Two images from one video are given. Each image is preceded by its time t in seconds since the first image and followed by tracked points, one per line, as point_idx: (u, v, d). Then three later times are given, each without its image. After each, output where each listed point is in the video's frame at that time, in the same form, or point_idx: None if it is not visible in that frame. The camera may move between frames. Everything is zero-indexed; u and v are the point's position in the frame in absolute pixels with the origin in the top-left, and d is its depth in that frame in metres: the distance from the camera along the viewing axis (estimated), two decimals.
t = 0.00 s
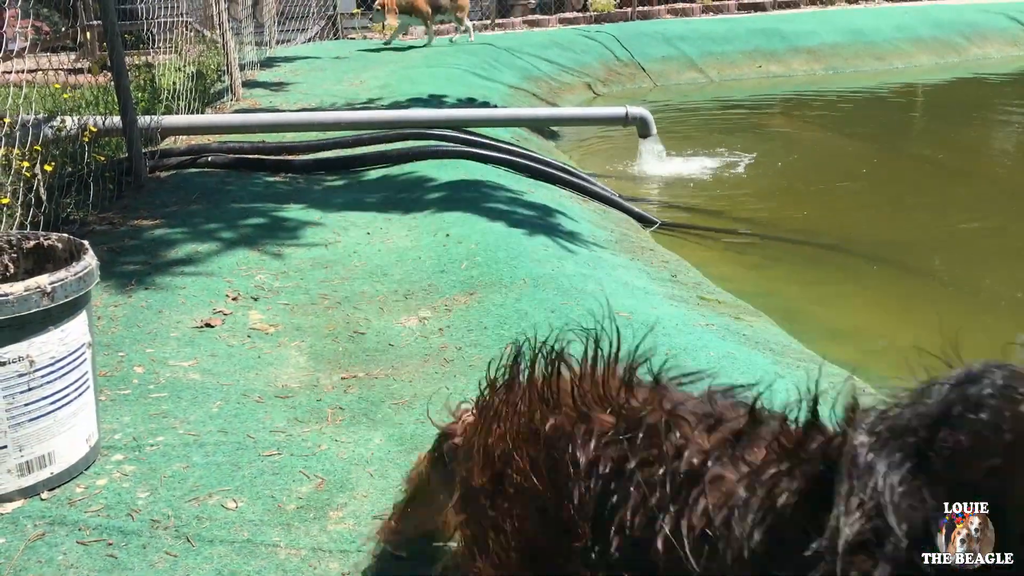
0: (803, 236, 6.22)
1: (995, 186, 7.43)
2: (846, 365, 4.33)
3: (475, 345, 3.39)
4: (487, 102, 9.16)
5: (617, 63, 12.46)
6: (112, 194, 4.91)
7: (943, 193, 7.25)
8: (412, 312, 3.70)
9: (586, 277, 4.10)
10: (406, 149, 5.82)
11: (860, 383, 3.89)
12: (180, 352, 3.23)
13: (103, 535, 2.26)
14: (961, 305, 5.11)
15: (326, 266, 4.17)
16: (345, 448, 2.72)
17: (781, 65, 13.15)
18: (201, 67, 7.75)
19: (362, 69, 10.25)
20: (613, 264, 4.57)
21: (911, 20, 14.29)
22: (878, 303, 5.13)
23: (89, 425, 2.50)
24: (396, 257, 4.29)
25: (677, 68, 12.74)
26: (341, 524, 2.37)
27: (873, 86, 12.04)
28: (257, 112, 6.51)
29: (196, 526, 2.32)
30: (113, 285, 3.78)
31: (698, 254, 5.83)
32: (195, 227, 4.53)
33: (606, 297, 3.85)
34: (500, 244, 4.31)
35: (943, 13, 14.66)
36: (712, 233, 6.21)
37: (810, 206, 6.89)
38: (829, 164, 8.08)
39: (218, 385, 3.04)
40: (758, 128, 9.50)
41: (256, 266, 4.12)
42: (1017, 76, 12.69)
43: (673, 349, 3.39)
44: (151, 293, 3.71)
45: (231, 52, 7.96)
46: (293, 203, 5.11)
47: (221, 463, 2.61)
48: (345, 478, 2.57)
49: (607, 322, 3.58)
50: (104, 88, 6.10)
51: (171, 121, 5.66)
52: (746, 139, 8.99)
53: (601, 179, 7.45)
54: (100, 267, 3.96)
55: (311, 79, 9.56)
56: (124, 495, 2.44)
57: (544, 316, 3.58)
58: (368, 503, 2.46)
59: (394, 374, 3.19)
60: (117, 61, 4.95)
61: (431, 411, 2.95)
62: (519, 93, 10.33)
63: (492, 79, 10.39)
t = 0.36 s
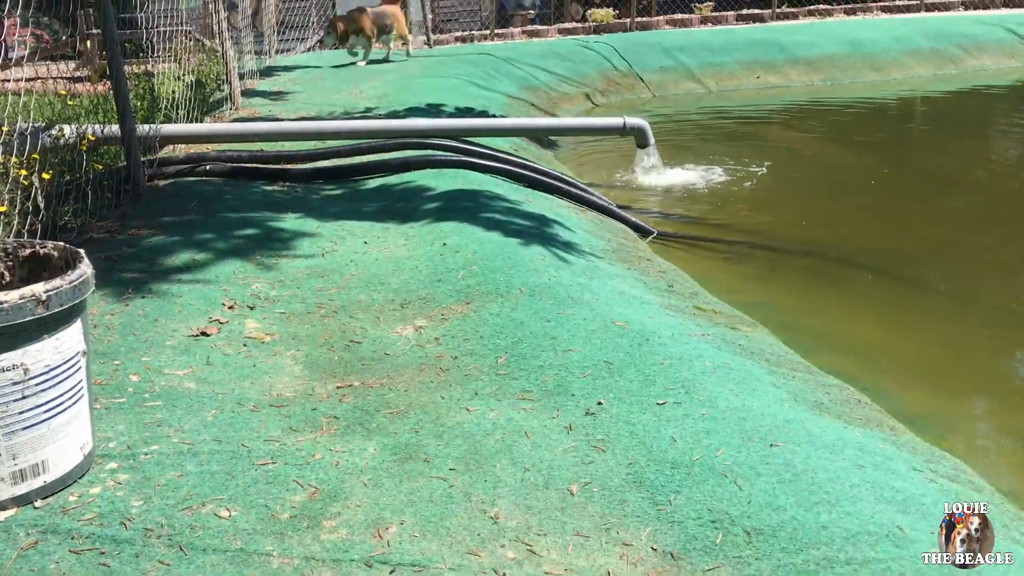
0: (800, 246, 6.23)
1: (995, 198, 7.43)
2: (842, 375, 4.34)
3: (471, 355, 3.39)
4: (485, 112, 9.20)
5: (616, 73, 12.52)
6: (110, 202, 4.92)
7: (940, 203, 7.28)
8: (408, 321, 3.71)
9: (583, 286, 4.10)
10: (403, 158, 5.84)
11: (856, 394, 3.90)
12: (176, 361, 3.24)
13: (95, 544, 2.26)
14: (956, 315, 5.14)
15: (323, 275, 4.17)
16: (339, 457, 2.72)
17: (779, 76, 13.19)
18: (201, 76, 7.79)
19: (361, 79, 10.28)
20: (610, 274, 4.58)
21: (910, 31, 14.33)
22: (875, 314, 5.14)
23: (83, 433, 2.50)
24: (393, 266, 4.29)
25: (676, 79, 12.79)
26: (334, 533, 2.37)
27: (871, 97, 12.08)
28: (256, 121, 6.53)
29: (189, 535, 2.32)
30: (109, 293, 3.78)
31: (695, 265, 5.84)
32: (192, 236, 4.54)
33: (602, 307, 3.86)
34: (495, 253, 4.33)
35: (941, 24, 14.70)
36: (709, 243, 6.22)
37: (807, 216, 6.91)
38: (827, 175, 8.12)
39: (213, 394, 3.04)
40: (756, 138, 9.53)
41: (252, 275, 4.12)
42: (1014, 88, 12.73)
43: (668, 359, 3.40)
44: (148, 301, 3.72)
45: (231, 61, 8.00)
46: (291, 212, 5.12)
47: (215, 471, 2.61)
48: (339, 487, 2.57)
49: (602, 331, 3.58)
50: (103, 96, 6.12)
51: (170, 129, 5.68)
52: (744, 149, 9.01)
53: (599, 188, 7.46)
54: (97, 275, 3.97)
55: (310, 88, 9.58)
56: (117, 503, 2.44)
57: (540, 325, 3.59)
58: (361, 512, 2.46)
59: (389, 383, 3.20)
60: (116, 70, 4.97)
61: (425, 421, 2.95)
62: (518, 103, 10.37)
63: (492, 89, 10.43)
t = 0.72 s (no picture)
0: (803, 261, 6.24)
1: (998, 213, 7.43)
2: (844, 390, 4.34)
3: (473, 371, 3.40)
4: (488, 127, 9.24)
5: (618, 87, 12.58)
6: (114, 217, 4.95)
7: (942, 218, 7.29)
8: (410, 336, 3.72)
9: (585, 302, 4.11)
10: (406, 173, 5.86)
11: (859, 410, 3.90)
12: (179, 377, 3.24)
13: (97, 561, 2.27)
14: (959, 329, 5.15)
15: (326, 290, 4.18)
16: (341, 474, 2.72)
17: (781, 91, 13.23)
18: (205, 92, 7.82)
19: (364, 93, 10.33)
20: (612, 289, 4.59)
21: (911, 46, 14.37)
22: (878, 329, 5.14)
23: (86, 449, 2.51)
24: (397, 281, 4.31)
25: (678, 93, 12.84)
26: (337, 550, 2.37)
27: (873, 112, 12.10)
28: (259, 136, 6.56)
29: (192, 552, 2.32)
30: (113, 308, 3.79)
31: (697, 280, 5.84)
32: (196, 252, 4.55)
33: (604, 322, 3.86)
34: (498, 269, 4.33)
35: (942, 39, 14.75)
36: (711, 258, 6.22)
37: (809, 231, 6.92)
38: (829, 189, 8.13)
39: (216, 410, 3.05)
40: (758, 152, 9.56)
41: (255, 290, 4.13)
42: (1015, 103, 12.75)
43: (670, 375, 3.40)
44: (151, 316, 3.73)
45: (235, 77, 8.05)
46: (294, 227, 5.14)
47: (217, 488, 2.61)
48: (341, 504, 2.57)
49: (604, 347, 3.58)
50: (107, 111, 6.14)
51: (174, 145, 5.71)
52: (746, 164, 9.04)
53: (601, 203, 7.48)
54: (101, 291, 3.98)
55: (314, 103, 9.63)
56: (120, 520, 2.44)
57: (541, 341, 3.59)
58: (363, 529, 2.46)
59: (392, 399, 3.20)
60: (121, 87, 5.00)
61: (427, 437, 2.95)
62: (521, 118, 10.41)
63: (494, 104, 10.47)
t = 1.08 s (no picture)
0: (808, 275, 6.23)
1: (1005, 227, 7.40)
2: (850, 405, 4.33)
3: (477, 385, 3.40)
4: (494, 141, 9.27)
5: (624, 101, 12.61)
6: (121, 231, 4.97)
7: (948, 232, 7.29)
8: (414, 350, 3.72)
9: (590, 316, 4.11)
10: (412, 187, 5.88)
11: (864, 425, 3.88)
12: (184, 391, 3.25)
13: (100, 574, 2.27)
14: (965, 343, 5.14)
15: (331, 304, 4.19)
16: (345, 487, 2.72)
17: (786, 105, 13.24)
18: (212, 106, 7.88)
19: (371, 107, 10.39)
20: (617, 303, 4.59)
21: (917, 60, 14.37)
22: (884, 344, 5.12)
23: (90, 463, 2.52)
24: (401, 294, 4.32)
25: (683, 107, 12.88)
26: (339, 564, 2.37)
27: (879, 126, 12.10)
28: (266, 150, 6.60)
29: (195, 566, 2.33)
30: (118, 321, 3.81)
31: (703, 294, 5.83)
32: (202, 265, 4.58)
33: (608, 336, 3.86)
34: (502, 282, 4.34)
35: (948, 54, 14.75)
36: (716, 272, 6.21)
37: (815, 245, 6.91)
38: (834, 203, 8.13)
39: (220, 423, 3.06)
40: (764, 166, 9.56)
41: (260, 303, 4.15)
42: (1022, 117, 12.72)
43: (674, 390, 3.39)
44: (157, 329, 3.75)
45: (242, 91, 8.11)
46: (300, 241, 5.16)
47: (220, 501, 2.61)
48: (344, 518, 2.57)
49: (608, 361, 3.58)
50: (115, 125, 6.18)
51: (181, 158, 5.74)
52: (751, 178, 9.04)
53: (606, 217, 7.49)
54: (107, 304, 4.00)
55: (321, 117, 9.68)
56: (123, 533, 2.44)
57: (545, 355, 3.59)
58: (366, 543, 2.46)
59: (395, 413, 3.20)
60: (129, 101, 5.04)
61: (430, 451, 2.95)
62: (527, 132, 10.44)
63: (501, 118, 10.50)
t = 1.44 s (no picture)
0: (816, 288, 6.21)
1: (1013, 241, 7.38)
2: (857, 420, 4.30)
3: (483, 398, 3.38)
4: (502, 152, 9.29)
5: (632, 114, 12.63)
6: (129, 241, 4.99)
7: (956, 246, 7.26)
8: (420, 362, 3.72)
9: (596, 329, 4.09)
10: (419, 199, 5.89)
11: (872, 441, 3.85)
12: (188, 402, 3.25)
13: None
14: (973, 357, 5.11)
15: (337, 315, 4.19)
16: (349, 501, 2.71)
17: (795, 118, 13.23)
18: (221, 117, 7.91)
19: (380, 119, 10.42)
20: (624, 316, 4.57)
21: (926, 74, 14.35)
22: (892, 359, 5.09)
23: (94, 475, 2.51)
24: (407, 306, 4.31)
25: (691, 120, 12.88)
26: None
27: (888, 139, 12.07)
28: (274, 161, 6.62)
29: None
30: (125, 332, 3.81)
31: (711, 307, 5.81)
32: (209, 276, 4.58)
33: (614, 349, 3.85)
34: (509, 295, 4.33)
35: (957, 67, 14.73)
36: (724, 286, 6.19)
37: (824, 258, 6.88)
38: (843, 217, 8.10)
39: (225, 435, 3.05)
40: (772, 179, 9.53)
41: (267, 315, 4.15)
42: None
43: (681, 404, 3.37)
44: (163, 340, 3.75)
45: (252, 103, 8.14)
46: (307, 252, 5.17)
47: (224, 514, 2.60)
48: (347, 531, 2.56)
49: (615, 375, 3.56)
50: (124, 136, 6.21)
51: (189, 169, 5.77)
52: (759, 191, 9.01)
53: (614, 229, 7.48)
54: (113, 314, 4.00)
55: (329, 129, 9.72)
56: (126, 546, 2.44)
57: (551, 368, 3.58)
58: (370, 557, 2.45)
59: (400, 426, 3.19)
60: (138, 112, 5.06)
61: (435, 464, 2.94)
62: (535, 144, 10.46)
63: (509, 130, 10.52)
